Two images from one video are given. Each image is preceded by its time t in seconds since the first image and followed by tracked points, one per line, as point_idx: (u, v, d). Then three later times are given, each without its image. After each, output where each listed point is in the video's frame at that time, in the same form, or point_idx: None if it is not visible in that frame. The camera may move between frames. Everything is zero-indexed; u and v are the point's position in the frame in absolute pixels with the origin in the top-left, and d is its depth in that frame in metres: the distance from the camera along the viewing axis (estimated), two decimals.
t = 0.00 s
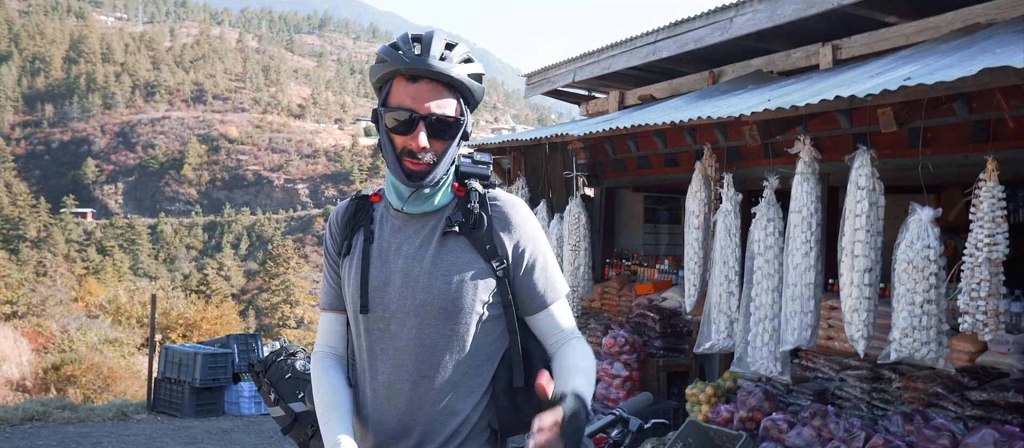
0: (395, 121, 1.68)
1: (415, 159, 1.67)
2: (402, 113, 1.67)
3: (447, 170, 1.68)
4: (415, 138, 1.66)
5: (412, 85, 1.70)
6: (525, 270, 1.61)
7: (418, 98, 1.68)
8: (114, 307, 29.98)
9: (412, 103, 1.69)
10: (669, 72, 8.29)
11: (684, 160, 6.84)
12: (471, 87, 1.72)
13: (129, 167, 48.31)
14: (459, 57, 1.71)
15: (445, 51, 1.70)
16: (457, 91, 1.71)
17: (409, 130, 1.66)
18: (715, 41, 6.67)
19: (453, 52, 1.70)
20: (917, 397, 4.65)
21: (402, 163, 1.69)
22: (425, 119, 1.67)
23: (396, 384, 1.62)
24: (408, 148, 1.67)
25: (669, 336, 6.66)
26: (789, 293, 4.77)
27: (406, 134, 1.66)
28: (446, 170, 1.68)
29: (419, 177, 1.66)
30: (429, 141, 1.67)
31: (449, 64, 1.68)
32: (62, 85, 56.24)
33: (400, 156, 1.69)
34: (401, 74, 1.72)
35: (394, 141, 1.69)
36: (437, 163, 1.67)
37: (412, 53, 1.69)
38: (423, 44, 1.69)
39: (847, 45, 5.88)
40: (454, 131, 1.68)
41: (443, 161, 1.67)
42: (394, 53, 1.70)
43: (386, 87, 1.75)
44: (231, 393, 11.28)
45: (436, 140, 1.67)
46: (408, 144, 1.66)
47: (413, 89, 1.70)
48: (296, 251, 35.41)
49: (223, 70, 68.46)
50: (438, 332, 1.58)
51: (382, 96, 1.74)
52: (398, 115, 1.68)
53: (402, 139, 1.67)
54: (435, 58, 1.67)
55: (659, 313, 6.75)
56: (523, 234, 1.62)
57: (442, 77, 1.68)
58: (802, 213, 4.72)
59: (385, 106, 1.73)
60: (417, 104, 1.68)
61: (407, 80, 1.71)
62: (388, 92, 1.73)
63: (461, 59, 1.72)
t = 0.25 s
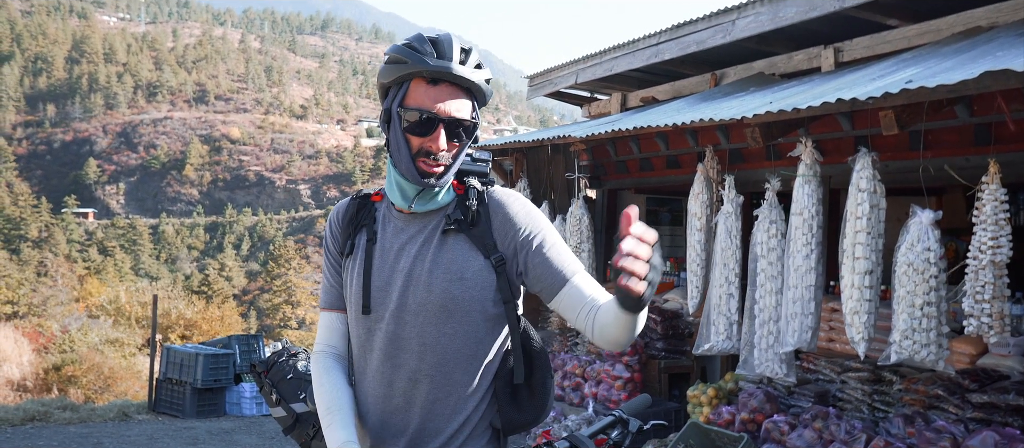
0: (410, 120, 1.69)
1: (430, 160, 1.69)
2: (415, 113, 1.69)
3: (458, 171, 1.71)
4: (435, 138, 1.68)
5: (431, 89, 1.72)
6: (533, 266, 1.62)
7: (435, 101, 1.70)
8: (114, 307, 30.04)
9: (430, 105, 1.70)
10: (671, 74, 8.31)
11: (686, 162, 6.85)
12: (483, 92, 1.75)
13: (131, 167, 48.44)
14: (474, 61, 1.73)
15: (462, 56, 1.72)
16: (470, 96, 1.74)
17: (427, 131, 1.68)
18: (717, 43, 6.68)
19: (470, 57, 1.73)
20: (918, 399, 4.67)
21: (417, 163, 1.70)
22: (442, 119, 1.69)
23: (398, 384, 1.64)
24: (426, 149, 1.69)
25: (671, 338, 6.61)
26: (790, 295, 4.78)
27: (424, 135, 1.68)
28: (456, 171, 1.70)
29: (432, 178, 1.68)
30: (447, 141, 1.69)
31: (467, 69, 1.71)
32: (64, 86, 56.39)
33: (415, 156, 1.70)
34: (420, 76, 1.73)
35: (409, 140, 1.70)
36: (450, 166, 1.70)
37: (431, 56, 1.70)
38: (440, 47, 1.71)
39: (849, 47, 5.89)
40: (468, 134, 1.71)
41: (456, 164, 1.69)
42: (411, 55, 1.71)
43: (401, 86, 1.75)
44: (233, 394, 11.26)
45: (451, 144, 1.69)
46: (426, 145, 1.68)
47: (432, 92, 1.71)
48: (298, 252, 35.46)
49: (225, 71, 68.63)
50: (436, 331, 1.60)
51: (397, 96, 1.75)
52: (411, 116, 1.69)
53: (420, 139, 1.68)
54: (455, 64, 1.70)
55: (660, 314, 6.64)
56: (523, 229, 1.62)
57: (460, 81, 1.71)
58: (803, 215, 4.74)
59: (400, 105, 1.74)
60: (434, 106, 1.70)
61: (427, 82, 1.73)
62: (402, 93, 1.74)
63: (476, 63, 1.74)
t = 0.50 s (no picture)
0: (411, 122, 1.70)
1: (431, 161, 1.69)
2: (416, 115, 1.69)
3: (459, 172, 1.71)
4: (436, 138, 1.68)
5: (431, 89, 1.72)
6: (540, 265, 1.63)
7: (436, 101, 1.71)
8: (117, 309, 30.09)
9: (430, 105, 1.71)
10: (673, 76, 8.31)
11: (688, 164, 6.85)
12: (485, 92, 1.75)
13: (134, 169, 48.57)
14: (474, 63, 1.74)
15: (462, 58, 1.73)
16: (470, 96, 1.75)
17: (429, 132, 1.68)
18: (719, 45, 6.68)
19: (470, 58, 1.74)
20: (920, 401, 4.66)
21: (418, 165, 1.70)
22: (443, 120, 1.69)
23: (401, 388, 1.64)
24: (427, 150, 1.69)
25: (673, 340, 6.63)
26: (792, 298, 4.78)
27: (424, 137, 1.68)
28: (457, 173, 1.71)
29: (432, 179, 1.68)
30: (449, 143, 1.69)
31: (466, 70, 1.72)
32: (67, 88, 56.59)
33: (416, 158, 1.70)
34: (420, 78, 1.74)
35: (410, 142, 1.70)
36: (452, 166, 1.70)
37: (432, 57, 1.71)
38: (440, 49, 1.72)
39: (851, 50, 5.89)
40: (470, 134, 1.71)
41: (457, 165, 1.70)
42: (411, 56, 1.71)
43: (401, 89, 1.76)
44: (235, 396, 11.23)
45: (453, 144, 1.70)
46: (427, 146, 1.68)
47: (433, 92, 1.72)
48: (300, 255, 35.46)
49: (228, 73, 68.76)
50: (439, 334, 1.60)
51: (397, 98, 1.76)
52: (413, 116, 1.70)
53: (421, 140, 1.68)
54: (455, 64, 1.71)
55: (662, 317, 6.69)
56: (526, 232, 1.64)
57: (460, 81, 1.72)
58: (806, 218, 4.73)
59: (401, 106, 1.74)
60: (435, 106, 1.70)
61: (427, 83, 1.73)
62: (403, 93, 1.75)
63: (476, 66, 1.75)
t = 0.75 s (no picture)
0: (410, 124, 1.71)
1: (429, 163, 1.70)
2: (415, 117, 1.70)
3: (458, 172, 1.71)
4: (434, 140, 1.69)
5: (429, 91, 1.73)
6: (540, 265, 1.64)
7: (435, 102, 1.71)
8: (117, 310, 30.08)
9: (429, 107, 1.72)
10: (673, 77, 8.32)
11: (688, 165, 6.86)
12: (484, 94, 1.75)
13: (134, 171, 48.60)
14: (475, 65, 1.75)
15: (462, 59, 1.74)
16: (471, 98, 1.75)
17: (426, 133, 1.69)
18: (719, 47, 6.69)
19: (470, 60, 1.75)
20: (920, 402, 4.67)
21: (416, 167, 1.71)
22: (442, 122, 1.70)
23: (401, 388, 1.65)
24: (424, 151, 1.70)
25: (673, 341, 6.66)
26: (792, 299, 4.79)
27: (422, 137, 1.69)
28: (456, 175, 1.71)
29: (430, 181, 1.69)
30: (446, 144, 1.70)
31: (467, 72, 1.72)
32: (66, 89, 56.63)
33: (415, 158, 1.71)
34: (419, 78, 1.75)
35: (408, 145, 1.71)
36: (451, 168, 1.71)
37: (432, 59, 1.72)
38: (441, 51, 1.73)
39: (851, 51, 5.90)
40: (469, 136, 1.72)
41: (456, 166, 1.70)
42: (411, 59, 1.73)
43: (401, 90, 1.78)
44: (235, 398, 11.23)
45: (451, 146, 1.70)
46: (425, 147, 1.69)
47: (431, 95, 1.73)
48: (300, 256, 35.45)
49: (228, 74, 68.78)
50: (435, 335, 1.61)
51: (397, 99, 1.77)
52: (413, 118, 1.71)
53: (419, 141, 1.70)
54: (453, 65, 1.71)
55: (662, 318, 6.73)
56: (527, 235, 1.65)
57: (458, 83, 1.72)
58: (805, 219, 4.74)
59: (400, 108, 1.76)
60: (434, 108, 1.71)
61: (425, 85, 1.74)
62: (403, 96, 1.76)
63: (476, 68, 1.76)
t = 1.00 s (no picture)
0: (409, 125, 1.71)
1: (426, 165, 1.70)
2: (415, 118, 1.70)
3: (458, 174, 1.70)
4: (429, 143, 1.69)
5: (426, 91, 1.73)
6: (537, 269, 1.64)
7: (432, 104, 1.71)
8: (114, 312, 30.06)
9: (426, 108, 1.71)
10: (669, 79, 8.33)
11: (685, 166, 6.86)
12: (485, 95, 1.74)
13: (130, 173, 48.56)
14: (476, 65, 1.74)
15: (461, 59, 1.74)
16: (471, 100, 1.74)
17: (422, 135, 1.69)
18: (716, 48, 6.71)
19: (470, 59, 1.74)
20: (917, 402, 4.69)
21: (414, 169, 1.71)
22: (438, 125, 1.70)
23: (405, 389, 1.64)
24: (420, 153, 1.70)
25: (670, 342, 6.72)
26: (789, 299, 4.80)
27: (418, 140, 1.69)
28: (456, 176, 1.70)
29: (429, 183, 1.68)
30: (440, 147, 1.69)
31: (466, 72, 1.71)
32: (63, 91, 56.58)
33: (412, 161, 1.72)
34: (416, 79, 1.75)
35: (407, 147, 1.72)
36: (448, 169, 1.69)
37: (430, 61, 1.72)
38: (441, 50, 1.72)
39: (847, 52, 5.91)
40: (468, 138, 1.71)
41: (454, 167, 1.69)
42: (410, 58, 1.73)
43: (401, 90, 1.78)
44: (232, 399, 11.21)
45: (447, 148, 1.70)
46: (421, 150, 1.70)
47: (427, 96, 1.72)
48: (296, 258, 35.42)
49: (225, 76, 68.73)
50: (436, 337, 1.62)
51: (397, 102, 1.78)
52: (411, 120, 1.71)
53: (416, 144, 1.70)
54: (451, 66, 1.70)
55: (659, 318, 6.82)
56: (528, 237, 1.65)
57: (456, 84, 1.71)
58: (802, 220, 4.74)
59: (399, 109, 1.76)
60: (432, 110, 1.71)
61: (422, 85, 1.74)
62: (401, 97, 1.76)
63: (478, 67, 1.75)
